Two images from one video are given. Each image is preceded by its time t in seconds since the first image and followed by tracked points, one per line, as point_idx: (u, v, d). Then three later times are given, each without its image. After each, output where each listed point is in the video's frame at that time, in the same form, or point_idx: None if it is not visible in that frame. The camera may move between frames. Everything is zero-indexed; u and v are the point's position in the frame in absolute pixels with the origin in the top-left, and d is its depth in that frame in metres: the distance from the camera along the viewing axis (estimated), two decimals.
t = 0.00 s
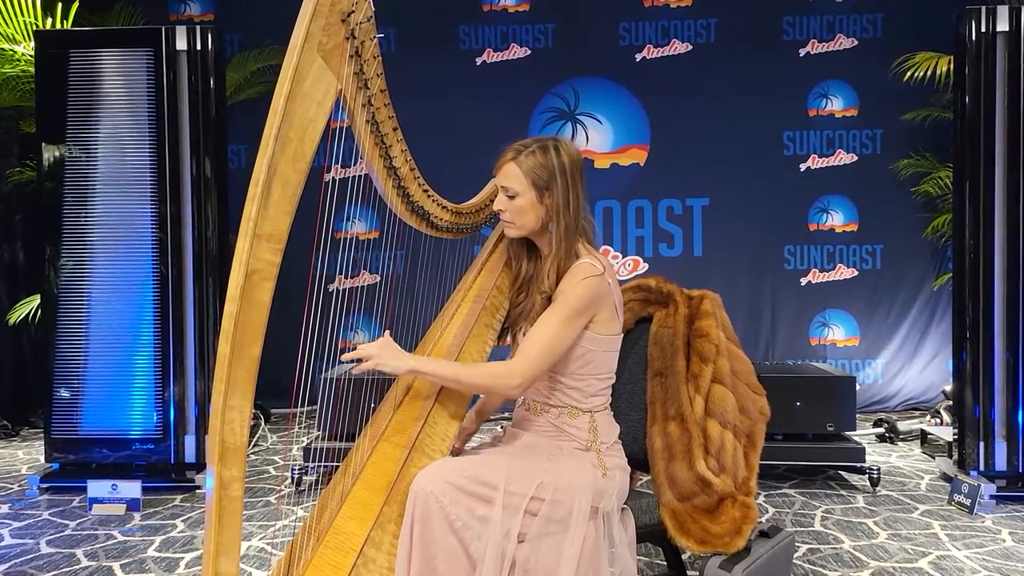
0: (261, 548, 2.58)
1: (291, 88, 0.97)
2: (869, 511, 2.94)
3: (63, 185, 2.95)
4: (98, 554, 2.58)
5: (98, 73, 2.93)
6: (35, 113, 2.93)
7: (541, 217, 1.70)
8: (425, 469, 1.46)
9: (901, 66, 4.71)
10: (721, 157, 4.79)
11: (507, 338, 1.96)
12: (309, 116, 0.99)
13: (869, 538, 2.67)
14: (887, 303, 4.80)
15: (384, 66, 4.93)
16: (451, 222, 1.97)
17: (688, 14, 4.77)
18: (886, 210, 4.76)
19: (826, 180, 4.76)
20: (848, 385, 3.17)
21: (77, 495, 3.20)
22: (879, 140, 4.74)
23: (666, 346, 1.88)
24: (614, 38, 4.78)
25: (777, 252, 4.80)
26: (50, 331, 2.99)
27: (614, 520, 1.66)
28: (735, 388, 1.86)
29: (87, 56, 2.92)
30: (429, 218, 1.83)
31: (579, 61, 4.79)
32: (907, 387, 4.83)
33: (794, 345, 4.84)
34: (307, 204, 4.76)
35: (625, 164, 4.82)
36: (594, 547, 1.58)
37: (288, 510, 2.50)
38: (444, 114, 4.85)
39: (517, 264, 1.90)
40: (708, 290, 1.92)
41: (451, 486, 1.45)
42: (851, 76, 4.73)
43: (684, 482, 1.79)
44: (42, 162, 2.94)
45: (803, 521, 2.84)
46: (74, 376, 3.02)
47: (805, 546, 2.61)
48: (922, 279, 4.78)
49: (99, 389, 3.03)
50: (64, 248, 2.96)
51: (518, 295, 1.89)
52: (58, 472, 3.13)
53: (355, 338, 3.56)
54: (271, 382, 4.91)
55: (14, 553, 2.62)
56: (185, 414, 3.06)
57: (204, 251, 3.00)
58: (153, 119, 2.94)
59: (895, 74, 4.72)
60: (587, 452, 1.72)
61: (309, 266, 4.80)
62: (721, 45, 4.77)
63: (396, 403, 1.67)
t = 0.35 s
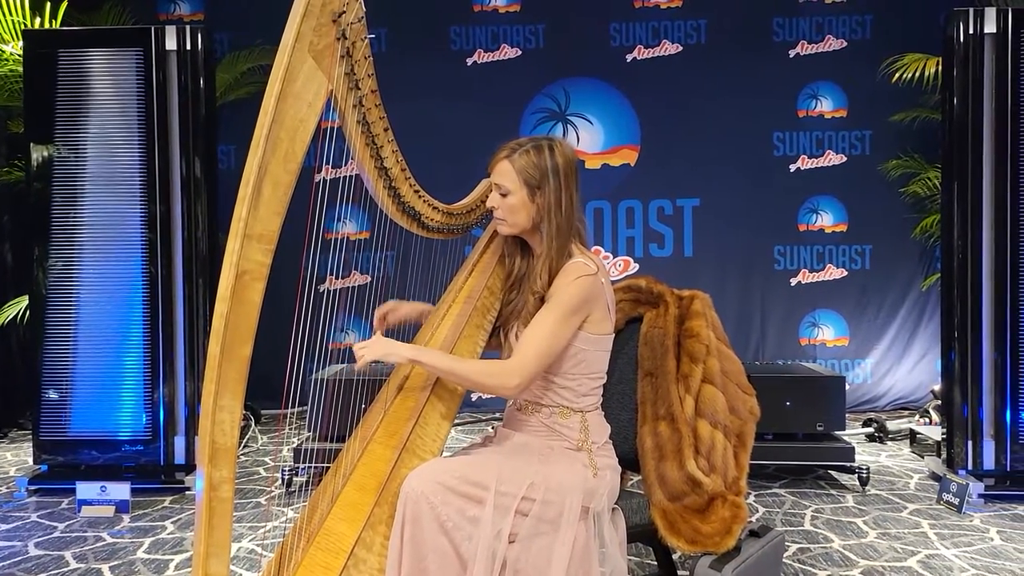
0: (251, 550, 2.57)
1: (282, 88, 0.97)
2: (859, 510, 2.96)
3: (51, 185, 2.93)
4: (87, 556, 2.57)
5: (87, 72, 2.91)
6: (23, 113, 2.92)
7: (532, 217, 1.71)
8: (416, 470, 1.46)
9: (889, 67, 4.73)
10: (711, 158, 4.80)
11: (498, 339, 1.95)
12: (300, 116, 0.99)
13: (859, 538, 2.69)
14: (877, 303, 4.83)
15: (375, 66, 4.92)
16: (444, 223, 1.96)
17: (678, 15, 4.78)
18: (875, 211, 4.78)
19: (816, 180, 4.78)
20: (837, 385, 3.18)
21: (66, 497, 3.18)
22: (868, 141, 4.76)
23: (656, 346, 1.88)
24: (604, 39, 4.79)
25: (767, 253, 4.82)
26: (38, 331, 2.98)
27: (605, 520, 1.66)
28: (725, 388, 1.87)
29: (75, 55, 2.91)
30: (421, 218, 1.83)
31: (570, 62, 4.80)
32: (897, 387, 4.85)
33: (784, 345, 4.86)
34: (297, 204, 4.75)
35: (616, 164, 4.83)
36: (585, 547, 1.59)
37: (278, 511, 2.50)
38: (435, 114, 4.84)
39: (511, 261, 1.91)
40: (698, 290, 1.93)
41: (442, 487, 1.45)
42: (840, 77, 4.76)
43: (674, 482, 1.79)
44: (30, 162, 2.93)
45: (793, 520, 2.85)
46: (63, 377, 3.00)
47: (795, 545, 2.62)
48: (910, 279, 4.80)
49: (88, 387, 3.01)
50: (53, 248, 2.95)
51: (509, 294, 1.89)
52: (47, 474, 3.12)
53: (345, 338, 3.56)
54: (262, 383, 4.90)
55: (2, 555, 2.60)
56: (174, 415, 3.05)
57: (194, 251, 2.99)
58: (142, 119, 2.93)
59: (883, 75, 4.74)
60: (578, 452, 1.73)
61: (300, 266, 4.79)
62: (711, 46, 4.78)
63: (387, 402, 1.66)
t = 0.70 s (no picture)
0: (243, 551, 2.56)
1: (273, 89, 0.97)
2: (850, 510, 2.97)
3: (42, 184, 2.92)
4: (77, 558, 2.56)
5: (77, 71, 2.90)
6: (13, 112, 2.91)
7: (524, 213, 1.71)
8: (408, 470, 1.46)
9: (881, 68, 4.75)
10: (704, 158, 4.81)
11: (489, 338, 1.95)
12: (291, 116, 0.98)
13: (850, 537, 2.69)
14: (868, 303, 4.84)
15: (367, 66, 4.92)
16: (436, 222, 1.95)
17: (671, 15, 4.78)
18: (867, 211, 4.79)
19: (808, 181, 4.79)
20: (829, 385, 3.19)
21: (56, 498, 3.17)
22: (860, 142, 4.78)
23: (649, 346, 1.88)
24: (597, 39, 4.79)
25: (760, 253, 4.82)
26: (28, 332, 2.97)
27: (598, 521, 1.66)
28: (717, 388, 1.88)
29: (66, 54, 2.90)
30: (413, 218, 1.82)
31: (563, 62, 4.80)
32: (888, 386, 4.87)
33: (776, 344, 4.87)
34: (289, 204, 4.74)
35: (609, 164, 4.84)
36: (577, 547, 1.59)
37: (269, 512, 2.49)
38: (428, 114, 4.84)
39: (502, 258, 1.92)
40: (690, 290, 1.93)
41: (435, 487, 1.45)
42: (831, 78, 4.77)
43: (667, 481, 1.79)
44: (21, 162, 2.91)
45: (785, 520, 2.86)
46: (53, 378, 2.99)
47: (787, 544, 2.63)
48: (902, 279, 4.82)
49: (79, 387, 3.00)
50: (43, 248, 2.94)
51: (501, 292, 1.89)
52: (38, 474, 3.11)
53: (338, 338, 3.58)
54: (255, 383, 4.89)
55: None
56: (166, 416, 3.04)
57: (186, 250, 2.97)
58: (133, 118, 2.92)
59: (875, 76, 4.76)
60: (571, 451, 1.73)
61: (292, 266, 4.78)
62: (704, 46, 4.79)
63: (379, 402, 1.66)
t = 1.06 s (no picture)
0: (235, 551, 2.55)
1: (263, 88, 0.97)
2: (844, 508, 2.97)
3: (33, 184, 2.91)
4: (69, 559, 2.55)
5: (69, 70, 2.89)
6: (4, 112, 2.90)
7: (522, 208, 1.71)
8: (401, 470, 1.45)
9: (873, 68, 4.76)
10: (697, 157, 4.81)
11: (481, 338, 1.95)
12: (282, 115, 0.98)
13: (843, 535, 2.70)
14: (861, 302, 4.85)
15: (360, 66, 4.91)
16: (426, 221, 1.94)
17: (664, 15, 4.79)
18: (860, 210, 4.81)
19: (801, 180, 4.80)
20: (822, 384, 3.20)
21: (48, 499, 3.16)
22: (852, 141, 4.79)
23: (642, 347, 1.88)
24: (590, 39, 4.79)
25: (753, 252, 4.83)
26: (20, 332, 2.95)
27: (592, 520, 1.66)
28: (710, 387, 1.88)
29: (57, 54, 2.89)
30: (404, 217, 1.82)
31: (556, 61, 4.80)
32: (880, 385, 4.88)
33: (769, 343, 4.88)
34: (282, 203, 4.73)
35: (602, 164, 4.84)
36: (571, 547, 1.59)
37: (262, 513, 2.49)
38: (421, 114, 4.84)
39: (494, 255, 1.93)
40: (684, 290, 1.93)
41: (428, 487, 1.45)
42: (824, 78, 4.78)
43: (660, 481, 1.79)
44: (12, 162, 2.90)
45: (778, 519, 2.86)
46: (45, 379, 2.98)
47: (780, 543, 2.63)
48: (894, 278, 4.83)
49: (71, 388, 2.99)
50: (34, 248, 2.93)
51: (493, 290, 1.89)
52: (30, 475, 3.10)
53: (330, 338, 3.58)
54: (247, 383, 4.88)
55: None
56: (159, 416, 3.03)
57: (178, 250, 2.97)
58: (125, 118, 2.91)
59: (867, 76, 4.77)
60: (564, 451, 1.73)
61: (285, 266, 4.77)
62: (697, 46, 4.80)
63: (373, 403, 1.65)
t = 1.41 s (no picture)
0: (233, 551, 2.55)
1: (263, 88, 0.97)
2: (841, 508, 2.98)
3: (30, 184, 2.90)
4: (67, 560, 2.55)
5: (66, 70, 2.89)
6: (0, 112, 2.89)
7: (512, 213, 1.71)
8: (400, 471, 1.45)
9: (870, 68, 4.77)
10: (695, 157, 4.82)
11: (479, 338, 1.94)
12: (281, 116, 0.98)
13: (841, 535, 2.70)
14: (858, 302, 4.86)
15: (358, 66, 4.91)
16: (426, 222, 1.94)
17: (662, 15, 4.79)
18: (857, 210, 4.81)
19: (799, 180, 4.81)
20: (820, 384, 3.20)
21: (45, 500, 3.16)
22: (849, 141, 4.80)
23: (639, 345, 1.88)
24: (587, 39, 4.80)
25: (750, 252, 4.84)
26: (17, 334, 2.95)
27: (589, 520, 1.66)
28: (708, 386, 1.88)
29: (54, 54, 2.88)
30: (403, 218, 1.81)
31: (554, 62, 4.80)
32: (878, 385, 4.89)
33: (767, 343, 4.88)
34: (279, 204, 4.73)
35: (599, 164, 4.84)
36: (569, 547, 1.59)
37: (260, 513, 2.49)
38: (419, 114, 4.83)
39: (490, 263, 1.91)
40: (681, 289, 1.93)
41: (426, 488, 1.45)
42: (821, 78, 4.79)
43: (658, 481, 1.79)
44: (8, 162, 2.90)
45: (775, 518, 2.87)
46: (42, 381, 2.97)
47: (778, 543, 2.63)
48: (891, 278, 4.84)
49: (68, 389, 2.99)
50: (32, 249, 2.92)
51: (491, 293, 1.87)
52: (27, 476, 3.10)
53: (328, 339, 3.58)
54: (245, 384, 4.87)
55: None
56: (156, 417, 3.03)
57: (176, 251, 2.98)
58: (122, 119, 2.91)
59: (864, 76, 4.78)
60: (561, 451, 1.72)
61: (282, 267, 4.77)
62: (694, 46, 4.80)
63: (371, 402, 1.65)
